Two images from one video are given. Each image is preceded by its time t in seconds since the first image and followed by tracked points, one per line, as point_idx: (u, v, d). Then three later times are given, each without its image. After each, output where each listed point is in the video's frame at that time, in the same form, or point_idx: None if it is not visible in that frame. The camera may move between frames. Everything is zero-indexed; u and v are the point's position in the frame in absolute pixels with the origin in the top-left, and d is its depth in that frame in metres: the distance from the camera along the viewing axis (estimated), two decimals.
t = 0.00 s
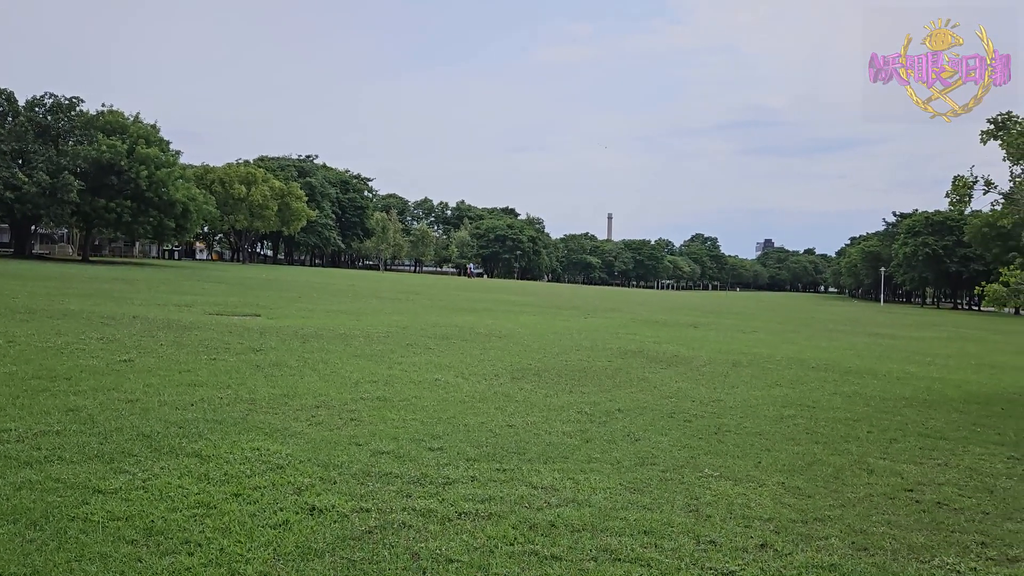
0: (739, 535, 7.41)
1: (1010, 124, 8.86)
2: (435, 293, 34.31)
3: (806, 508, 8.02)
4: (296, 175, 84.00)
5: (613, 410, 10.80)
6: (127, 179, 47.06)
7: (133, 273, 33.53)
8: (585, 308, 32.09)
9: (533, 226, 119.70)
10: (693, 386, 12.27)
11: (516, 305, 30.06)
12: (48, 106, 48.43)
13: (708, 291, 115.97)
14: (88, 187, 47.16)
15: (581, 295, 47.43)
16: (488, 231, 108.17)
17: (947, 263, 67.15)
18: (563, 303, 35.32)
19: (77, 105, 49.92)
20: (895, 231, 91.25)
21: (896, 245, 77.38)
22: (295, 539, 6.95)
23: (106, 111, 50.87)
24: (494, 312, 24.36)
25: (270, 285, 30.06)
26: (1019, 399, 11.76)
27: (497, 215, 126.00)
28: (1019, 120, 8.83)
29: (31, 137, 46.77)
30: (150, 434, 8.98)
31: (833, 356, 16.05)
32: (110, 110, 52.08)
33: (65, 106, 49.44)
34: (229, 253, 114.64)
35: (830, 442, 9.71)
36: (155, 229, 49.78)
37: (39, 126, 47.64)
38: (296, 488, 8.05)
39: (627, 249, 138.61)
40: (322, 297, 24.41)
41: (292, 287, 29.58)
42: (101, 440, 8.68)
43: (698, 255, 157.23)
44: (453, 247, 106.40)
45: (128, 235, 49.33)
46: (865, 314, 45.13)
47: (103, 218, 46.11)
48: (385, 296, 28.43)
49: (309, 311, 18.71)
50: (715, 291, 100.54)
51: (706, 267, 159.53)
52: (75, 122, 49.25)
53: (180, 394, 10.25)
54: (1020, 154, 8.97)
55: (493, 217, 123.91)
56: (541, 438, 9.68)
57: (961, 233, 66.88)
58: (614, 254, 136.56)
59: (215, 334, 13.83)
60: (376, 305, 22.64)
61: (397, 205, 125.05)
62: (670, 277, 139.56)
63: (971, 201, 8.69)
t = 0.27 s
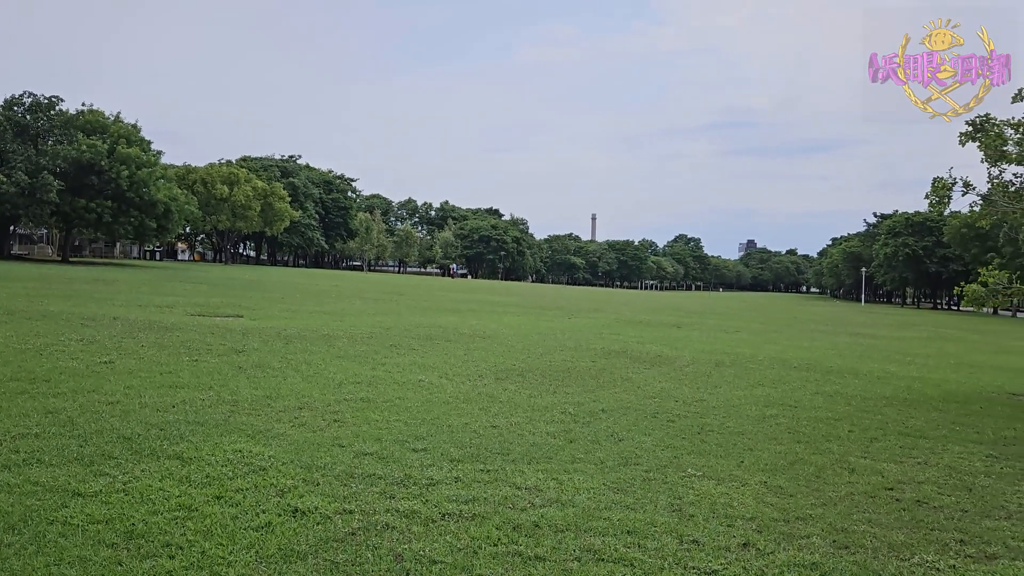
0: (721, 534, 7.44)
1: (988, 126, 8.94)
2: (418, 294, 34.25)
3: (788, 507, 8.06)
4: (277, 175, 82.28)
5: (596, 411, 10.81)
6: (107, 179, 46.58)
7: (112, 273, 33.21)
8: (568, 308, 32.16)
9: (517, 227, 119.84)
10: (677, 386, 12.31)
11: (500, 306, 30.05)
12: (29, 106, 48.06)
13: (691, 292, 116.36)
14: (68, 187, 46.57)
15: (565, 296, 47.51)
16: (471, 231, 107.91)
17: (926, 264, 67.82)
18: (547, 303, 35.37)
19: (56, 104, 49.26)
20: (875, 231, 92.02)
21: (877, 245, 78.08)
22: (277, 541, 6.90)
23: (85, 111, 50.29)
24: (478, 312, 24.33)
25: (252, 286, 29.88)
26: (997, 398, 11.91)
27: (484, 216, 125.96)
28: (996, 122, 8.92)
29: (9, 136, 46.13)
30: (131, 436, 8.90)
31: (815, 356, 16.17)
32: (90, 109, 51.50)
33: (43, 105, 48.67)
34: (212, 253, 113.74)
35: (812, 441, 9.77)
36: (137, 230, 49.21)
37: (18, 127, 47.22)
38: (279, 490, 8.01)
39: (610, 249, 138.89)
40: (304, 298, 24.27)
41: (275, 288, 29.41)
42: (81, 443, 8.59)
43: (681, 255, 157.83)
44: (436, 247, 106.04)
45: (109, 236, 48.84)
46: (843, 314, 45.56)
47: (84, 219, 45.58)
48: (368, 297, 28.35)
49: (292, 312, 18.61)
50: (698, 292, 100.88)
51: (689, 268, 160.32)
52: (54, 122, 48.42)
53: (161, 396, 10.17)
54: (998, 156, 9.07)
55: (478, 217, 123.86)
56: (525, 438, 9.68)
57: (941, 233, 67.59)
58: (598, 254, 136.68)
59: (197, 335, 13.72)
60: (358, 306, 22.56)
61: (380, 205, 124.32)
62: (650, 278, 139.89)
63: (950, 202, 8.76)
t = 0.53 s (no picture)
0: (704, 534, 7.46)
1: (966, 129, 9.04)
2: (402, 295, 34.19)
3: (769, 506, 8.11)
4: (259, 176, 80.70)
5: (580, 412, 10.83)
6: (88, 180, 46.14)
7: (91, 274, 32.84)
8: (552, 309, 32.20)
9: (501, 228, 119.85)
10: (660, 387, 12.35)
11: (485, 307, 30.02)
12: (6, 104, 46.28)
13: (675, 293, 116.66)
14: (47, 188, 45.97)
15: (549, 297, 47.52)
16: (456, 232, 107.67)
17: (907, 265, 68.33)
18: (531, 304, 35.41)
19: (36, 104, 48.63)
20: (857, 233, 92.73)
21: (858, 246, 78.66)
22: (259, 544, 6.86)
23: (65, 111, 49.70)
24: (463, 313, 24.29)
25: (234, 287, 29.69)
26: (975, 397, 12.05)
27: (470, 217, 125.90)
28: (974, 125, 9.03)
29: None
30: (111, 439, 8.82)
31: (797, 356, 16.28)
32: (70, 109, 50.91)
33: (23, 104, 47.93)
34: (196, 254, 112.80)
35: (793, 441, 9.83)
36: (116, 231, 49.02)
37: None
38: (261, 493, 7.96)
39: (595, 250, 139.00)
40: (287, 299, 24.15)
41: (258, 289, 29.21)
42: (60, 446, 8.50)
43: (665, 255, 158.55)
44: (421, 248, 105.75)
45: (89, 236, 48.37)
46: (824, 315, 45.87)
47: (64, 220, 45.08)
48: (351, 298, 28.26)
49: (275, 313, 18.51)
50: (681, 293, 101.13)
51: (673, 269, 160.83)
52: (32, 122, 46.85)
53: (142, 398, 10.09)
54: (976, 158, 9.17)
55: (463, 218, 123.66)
56: (508, 439, 9.68)
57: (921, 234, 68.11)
58: (582, 256, 136.72)
59: (179, 337, 13.63)
60: (342, 308, 22.48)
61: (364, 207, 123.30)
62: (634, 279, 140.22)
63: (929, 203, 8.84)
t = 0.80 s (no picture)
0: (686, 534, 7.49)
1: (944, 131, 9.12)
2: (386, 296, 34.06)
3: (751, 506, 8.14)
4: (241, 177, 79.17)
5: (563, 413, 10.84)
6: (67, 180, 45.62)
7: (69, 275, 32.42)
8: (536, 310, 32.22)
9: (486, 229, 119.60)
10: (643, 388, 12.39)
11: (469, 308, 29.97)
12: None
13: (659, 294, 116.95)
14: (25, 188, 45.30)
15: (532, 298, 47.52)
16: (439, 233, 107.13)
17: (887, 266, 68.87)
18: (514, 306, 35.40)
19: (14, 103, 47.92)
20: (837, 234, 93.32)
21: (838, 248, 79.21)
22: (241, 547, 6.80)
23: (43, 110, 49.00)
24: (446, 315, 24.24)
25: (216, 288, 29.44)
26: (953, 397, 12.19)
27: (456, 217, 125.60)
28: (952, 127, 9.11)
29: None
30: (90, 442, 8.72)
31: (780, 357, 16.38)
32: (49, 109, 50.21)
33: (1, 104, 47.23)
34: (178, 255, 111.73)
35: (775, 441, 9.89)
36: (96, 231, 48.51)
37: None
38: (243, 496, 7.90)
39: (579, 251, 139.06)
40: (269, 301, 23.98)
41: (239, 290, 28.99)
42: (38, 449, 8.39)
43: (648, 257, 158.81)
44: (404, 249, 105.36)
45: (68, 236, 47.83)
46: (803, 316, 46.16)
47: (43, 220, 44.50)
48: (334, 299, 28.13)
49: (257, 315, 18.39)
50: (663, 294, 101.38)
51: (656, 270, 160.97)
52: (11, 121, 46.64)
53: (122, 400, 10.00)
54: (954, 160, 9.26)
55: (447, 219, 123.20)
56: (492, 441, 9.67)
57: (900, 236, 68.68)
58: (565, 257, 136.74)
59: (159, 339, 13.51)
60: (324, 309, 22.37)
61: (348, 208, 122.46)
62: (617, 280, 140.52)
63: (909, 205, 8.89)
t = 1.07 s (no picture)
0: (667, 535, 7.51)
1: (921, 135, 9.22)
2: (368, 297, 33.95)
3: (732, 506, 8.18)
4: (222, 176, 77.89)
5: (545, 414, 10.85)
6: (44, 179, 45.10)
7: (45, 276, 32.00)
8: (519, 311, 32.24)
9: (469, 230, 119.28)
10: (625, 389, 12.43)
11: (452, 309, 29.90)
12: None
13: (641, 295, 117.17)
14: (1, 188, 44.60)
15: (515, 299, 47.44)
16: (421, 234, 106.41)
17: (866, 267, 69.47)
18: (497, 307, 35.43)
19: None
20: (818, 236, 93.84)
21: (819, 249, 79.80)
22: (221, 550, 6.75)
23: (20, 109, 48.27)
24: (429, 316, 24.18)
25: (196, 289, 29.21)
26: (931, 397, 12.33)
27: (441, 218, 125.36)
28: (930, 131, 9.21)
29: None
30: (67, 445, 8.62)
31: (762, 357, 16.49)
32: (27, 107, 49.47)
33: None
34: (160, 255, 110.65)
35: (755, 442, 9.95)
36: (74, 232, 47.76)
37: None
38: (223, 498, 7.84)
39: (562, 253, 139.09)
40: (251, 302, 23.82)
41: (220, 292, 28.76)
42: (14, 452, 8.27)
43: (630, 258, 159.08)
44: (386, 250, 104.89)
45: (45, 237, 47.24)
46: (783, 317, 46.46)
47: (20, 220, 43.93)
48: (315, 300, 27.98)
49: (237, 316, 18.27)
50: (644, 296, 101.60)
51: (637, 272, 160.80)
52: None
53: (100, 402, 9.91)
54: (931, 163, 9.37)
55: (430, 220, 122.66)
56: (474, 442, 9.66)
57: (879, 237, 69.37)
58: (549, 258, 136.67)
59: (139, 341, 13.37)
60: (307, 310, 22.24)
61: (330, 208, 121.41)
62: (600, 281, 140.75)
63: (887, 207, 8.97)
